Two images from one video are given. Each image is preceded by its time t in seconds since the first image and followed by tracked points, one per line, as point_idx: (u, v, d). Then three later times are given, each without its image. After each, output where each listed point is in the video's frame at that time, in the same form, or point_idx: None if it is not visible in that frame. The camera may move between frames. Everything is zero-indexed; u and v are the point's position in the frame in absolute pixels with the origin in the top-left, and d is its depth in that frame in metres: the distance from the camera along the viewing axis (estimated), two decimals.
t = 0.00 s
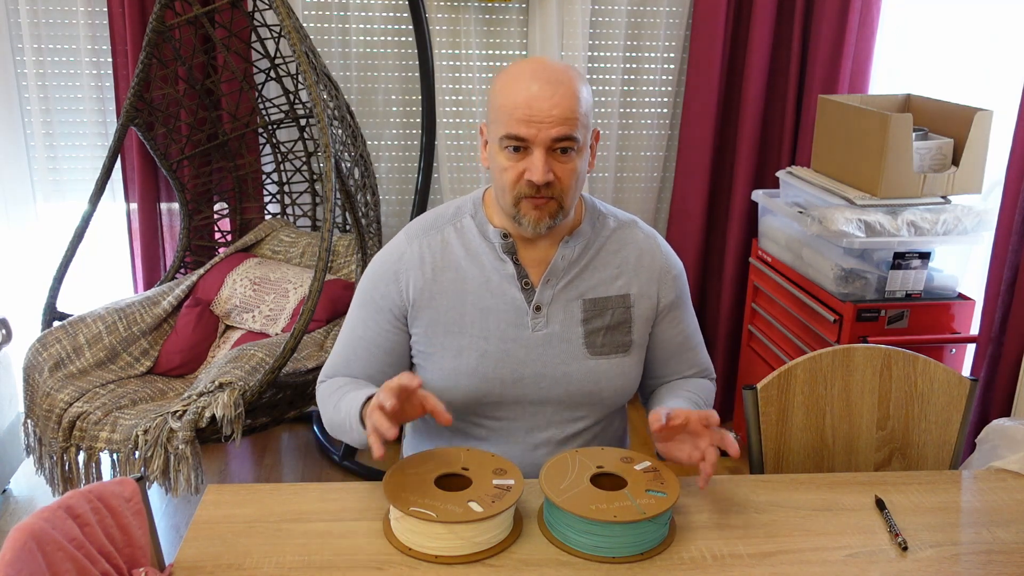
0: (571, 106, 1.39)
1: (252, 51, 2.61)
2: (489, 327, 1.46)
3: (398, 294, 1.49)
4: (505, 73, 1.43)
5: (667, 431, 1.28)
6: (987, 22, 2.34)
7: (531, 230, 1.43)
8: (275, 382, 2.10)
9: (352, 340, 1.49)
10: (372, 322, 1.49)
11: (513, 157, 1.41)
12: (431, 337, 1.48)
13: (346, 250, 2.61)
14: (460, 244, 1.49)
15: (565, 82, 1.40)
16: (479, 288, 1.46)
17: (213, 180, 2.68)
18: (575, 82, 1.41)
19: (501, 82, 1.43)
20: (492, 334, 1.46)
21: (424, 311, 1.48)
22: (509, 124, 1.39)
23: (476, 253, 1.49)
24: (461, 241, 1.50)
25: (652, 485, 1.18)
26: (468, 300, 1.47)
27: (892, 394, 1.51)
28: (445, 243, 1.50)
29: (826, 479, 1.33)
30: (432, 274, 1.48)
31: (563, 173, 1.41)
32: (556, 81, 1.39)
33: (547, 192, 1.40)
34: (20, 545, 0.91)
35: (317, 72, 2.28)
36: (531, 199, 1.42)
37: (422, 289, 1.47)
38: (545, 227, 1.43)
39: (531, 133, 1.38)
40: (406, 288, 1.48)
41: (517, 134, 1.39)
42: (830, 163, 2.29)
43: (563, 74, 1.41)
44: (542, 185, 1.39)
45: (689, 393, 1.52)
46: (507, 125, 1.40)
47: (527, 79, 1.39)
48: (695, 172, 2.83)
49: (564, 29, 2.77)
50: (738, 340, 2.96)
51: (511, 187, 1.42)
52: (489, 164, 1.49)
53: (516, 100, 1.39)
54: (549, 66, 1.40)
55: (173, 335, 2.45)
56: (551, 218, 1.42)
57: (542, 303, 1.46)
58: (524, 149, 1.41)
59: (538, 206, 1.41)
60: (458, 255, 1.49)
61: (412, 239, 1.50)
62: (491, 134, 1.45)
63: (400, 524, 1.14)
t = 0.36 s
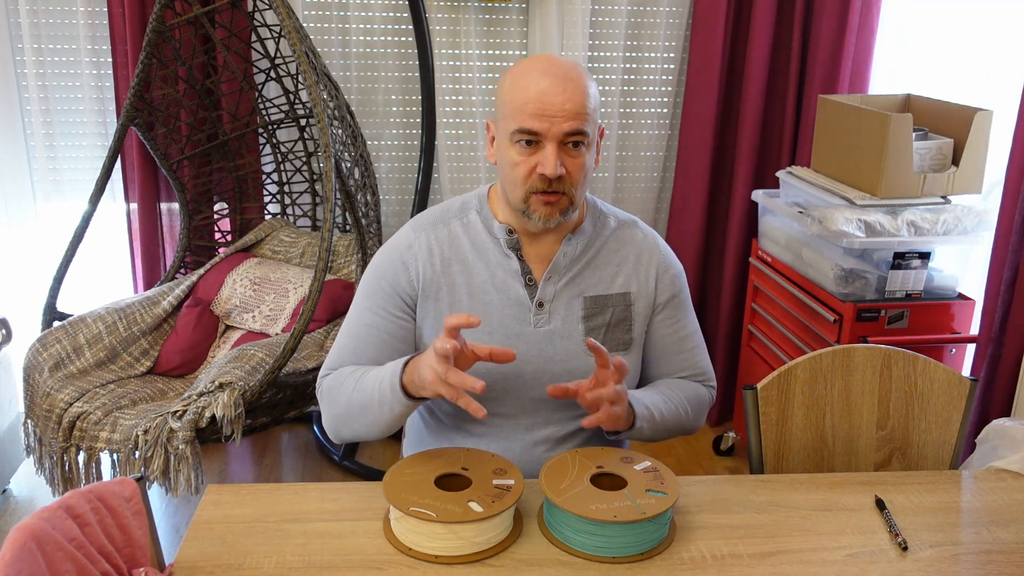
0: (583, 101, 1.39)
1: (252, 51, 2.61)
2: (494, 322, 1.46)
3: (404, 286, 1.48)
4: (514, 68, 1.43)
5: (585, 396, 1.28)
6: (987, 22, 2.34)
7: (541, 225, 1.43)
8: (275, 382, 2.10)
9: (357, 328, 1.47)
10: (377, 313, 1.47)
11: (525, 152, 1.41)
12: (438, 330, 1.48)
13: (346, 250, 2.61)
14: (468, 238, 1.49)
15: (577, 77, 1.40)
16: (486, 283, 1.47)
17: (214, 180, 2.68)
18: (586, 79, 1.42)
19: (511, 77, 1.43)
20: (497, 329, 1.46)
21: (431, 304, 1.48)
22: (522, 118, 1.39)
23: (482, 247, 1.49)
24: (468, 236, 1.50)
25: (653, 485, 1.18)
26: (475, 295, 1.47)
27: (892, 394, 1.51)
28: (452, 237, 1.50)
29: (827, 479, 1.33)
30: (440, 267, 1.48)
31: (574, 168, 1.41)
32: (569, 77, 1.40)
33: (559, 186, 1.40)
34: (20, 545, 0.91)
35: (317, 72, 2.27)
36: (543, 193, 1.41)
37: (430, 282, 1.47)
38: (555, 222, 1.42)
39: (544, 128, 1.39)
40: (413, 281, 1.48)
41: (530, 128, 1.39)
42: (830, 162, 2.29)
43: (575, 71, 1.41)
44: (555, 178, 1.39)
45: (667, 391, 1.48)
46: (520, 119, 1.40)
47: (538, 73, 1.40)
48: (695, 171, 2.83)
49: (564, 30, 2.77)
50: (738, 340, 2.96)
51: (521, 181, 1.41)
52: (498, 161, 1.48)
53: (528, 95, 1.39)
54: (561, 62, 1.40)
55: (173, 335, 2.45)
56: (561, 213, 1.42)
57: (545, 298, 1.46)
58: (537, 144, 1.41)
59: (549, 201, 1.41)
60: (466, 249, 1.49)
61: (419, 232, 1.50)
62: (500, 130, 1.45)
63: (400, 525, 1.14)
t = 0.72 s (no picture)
0: (576, 96, 1.39)
1: (252, 51, 2.61)
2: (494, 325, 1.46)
3: (405, 288, 1.48)
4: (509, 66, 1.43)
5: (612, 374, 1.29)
6: (987, 22, 2.34)
7: (535, 220, 1.42)
8: (275, 382, 2.10)
9: (360, 331, 1.46)
10: (380, 315, 1.46)
11: (518, 147, 1.41)
12: (438, 332, 1.48)
13: (346, 250, 2.61)
14: (467, 240, 1.49)
15: (570, 73, 1.40)
16: (486, 284, 1.47)
17: (214, 180, 2.68)
18: (579, 75, 1.42)
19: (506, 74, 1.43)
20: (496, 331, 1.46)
21: (431, 306, 1.48)
22: (513, 113, 1.39)
23: (482, 249, 1.49)
24: (468, 237, 1.50)
25: (652, 485, 1.18)
26: (475, 297, 1.47)
27: (892, 394, 1.51)
28: (452, 238, 1.50)
29: (827, 479, 1.33)
30: (440, 268, 1.48)
31: (567, 163, 1.41)
32: (561, 73, 1.40)
33: (551, 180, 1.40)
34: (20, 546, 0.91)
35: (317, 72, 2.27)
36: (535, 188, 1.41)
37: (431, 283, 1.47)
38: (548, 217, 1.41)
39: (535, 122, 1.39)
40: (414, 282, 1.48)
41: (522, 122, 1.39)
42: (830, 162, 2.29)
43: (567, 67, 1.41)
44: (546, 172, 1.38)
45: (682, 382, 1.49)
46: (512, 114, 1.40)
47: (530, 69, 1.40)
48: (695, 171, 2.83)
49: (564, 29, 2.77)
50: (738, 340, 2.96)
51: (514, 177, 1.41)
52: (494, 159, 1.48)
53: (520, 90, 1.39)
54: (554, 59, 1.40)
55: (173, 335, 2.45)
56: (554, 207, 1.41)
57: (544, 299, 1.46)
58: (529, 138, 1.41)
59: (542, 195, 1.40)
60: (466, 251, 1.49)
61: (418, 233, 1.50)
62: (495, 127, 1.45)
63: (400, 525, 1.14)
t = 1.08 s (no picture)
0: (569, 98, 1.39)
1: (252, 51, 2.61)
2: (492, 326, 1.45)
3: (402, 291, 1.48)
4: (504, 68, 1.43)
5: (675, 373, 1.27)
6: (987, 22, 2.34)
7: (528, 224, 1.42)
8: (275, 382, 2.09)
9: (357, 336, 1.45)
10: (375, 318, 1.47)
11: (510, 149, 1.41)
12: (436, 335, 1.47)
13: (346, 250, 2.61)
14: (464, 242, 1.49)
15: (564, 76, 1.40)
16: (484, 286, 1.46)
17: (213, 180, 2.67)
18: (574, 77, 1.42)
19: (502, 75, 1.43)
20: (496, 332, 1.45)
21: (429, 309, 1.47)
22: (506, 115, 1.39)
23: (479, 251, 1.48)
24: (465, 239, 1.49)
25: (652, 486, 1.18)
26: (473, 299, 1.46)
27: (892, 394, 1.51)
28: (448, 240, 1.49)
29: (827, 479, 1.33)
30: (437, 270, 1.47)
31: (560, 166, 1.40)
32: (554, 75, 1.39)
33: (543, 183, 1.40)
34: (20, 546, 0.91)
35: (317, 72, 2.27)
36: (528, 191, 1.41)
37: (428, 286, 1.47)
38: (542, 221, 1.41)
39: (527, 124, 1.38)
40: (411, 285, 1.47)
41: (513, 124, 1.39)
42: (830, 163, 2.29)
43: (561, 69, 1.41)
44: (538, 175, 1.38)
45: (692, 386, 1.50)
46: (504, 116, 1.40)
47: (524, 72, 1.40)
48: (695, 172, 2.83)
49: (564, 29, 2.77)
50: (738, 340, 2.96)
51: (507, 179, 1.41)
52: (489, 160, 1.48)
53: (514, 92, 1.39)
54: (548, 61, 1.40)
55: (173, 335, 2.45)
56: (547, 211, 1.41)
57: (543, 301, 1.46)
58: (521, 140, 1.40)
59: (535, 199, 1.40)
60: (462, 253, 1.48)
61: (415, 236, 1.50)
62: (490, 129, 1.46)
63: (400, 524, 1.14)
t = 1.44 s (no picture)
0: (576, 126, 1.32)
1: (252, 51, 2.61)
2: (488, 330, 1.45)
3: (396, 298, 1.48)
4: (505, 87, 1.34)
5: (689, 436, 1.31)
6: (987, 22, 2.34)
7: (533, 244, 1.40)
8: (275, 382, 2.09)
9: (353, 346, 1.49)
10: (370, 327, 1.49)
11: (515, 177, 1.35)
12: (430, 339, 1.48)
13: (346, 250, 2.61)
14: (459, 247, 1.49)
15: (567, 98, 1.32)
16: (479, 291, 1.46)
17: (213, 180, 2.67)
18: (577, 96, 1.34)
19: (500, 96, 1.35)
20: (492, 336, 1.45)
21: (424, 314, 1.47)
22: (511, 146, 1.32)
23: (475, 256, 1.48)
24: (460, 245, 1.50)
25: (652, 486, 1.19)
26: (468, 304, 1.46)
27: (892, 394, 1.51)
28: (443, 246, 1.49)
29: (827, 479, 1.33)
30: (430, 277, 1.47)
31: (565, 192, 1.36)
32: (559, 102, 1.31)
33: (550, 211, 1.36)
34: (20, 546, 0.91)
35: (317, 72, 2.27)
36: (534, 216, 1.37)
37: (422, 292, 1.47)
38: (547, 242, 1.39)
39: (534, 157, 1.32)
40: (405, 292, 1.47)
41: (519, 157, 1.32)
42: (830, 163, 2.29)
43: (566, 90, 1.33)
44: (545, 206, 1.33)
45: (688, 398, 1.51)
46: (509, 147, 1.32)
47: (528, 99, 1.31)
48: (694, 173, 2.83)
49: (564, 30, 2.77)
50: (738, 340, 2.96)
51: (512, 205, 1.37)
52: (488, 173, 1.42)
53: (519, 122, 1.31)
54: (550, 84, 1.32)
55: (173, 335, 2.45)
56: (553, 234, 1.38)
57: (542, 305, 1.46)
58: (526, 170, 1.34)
59: (541, 224, 1.37)
60: (457, 258, 1.48)
61: (410, 242, 1.50)
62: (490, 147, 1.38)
63: (400, 525, 1.14)
